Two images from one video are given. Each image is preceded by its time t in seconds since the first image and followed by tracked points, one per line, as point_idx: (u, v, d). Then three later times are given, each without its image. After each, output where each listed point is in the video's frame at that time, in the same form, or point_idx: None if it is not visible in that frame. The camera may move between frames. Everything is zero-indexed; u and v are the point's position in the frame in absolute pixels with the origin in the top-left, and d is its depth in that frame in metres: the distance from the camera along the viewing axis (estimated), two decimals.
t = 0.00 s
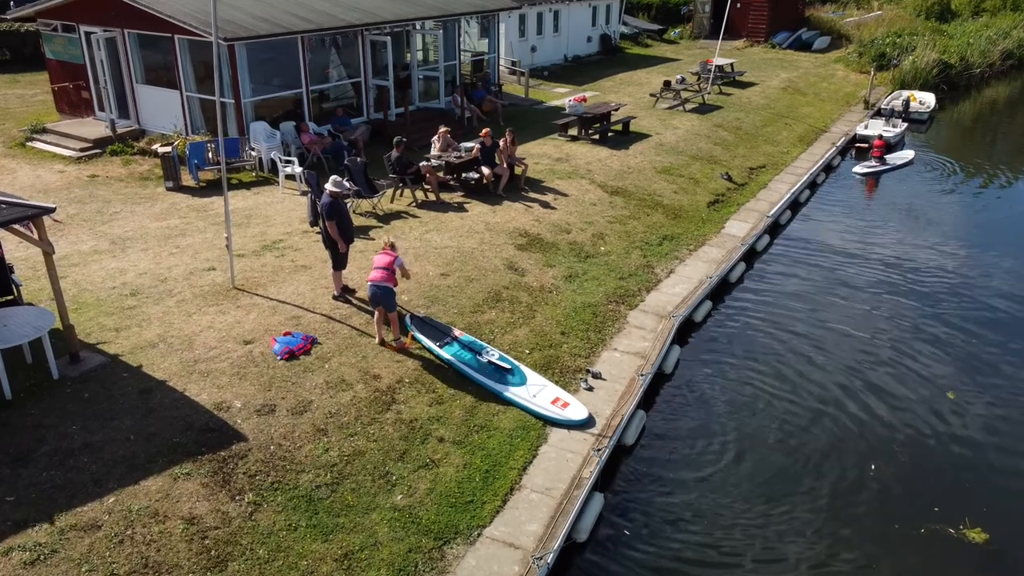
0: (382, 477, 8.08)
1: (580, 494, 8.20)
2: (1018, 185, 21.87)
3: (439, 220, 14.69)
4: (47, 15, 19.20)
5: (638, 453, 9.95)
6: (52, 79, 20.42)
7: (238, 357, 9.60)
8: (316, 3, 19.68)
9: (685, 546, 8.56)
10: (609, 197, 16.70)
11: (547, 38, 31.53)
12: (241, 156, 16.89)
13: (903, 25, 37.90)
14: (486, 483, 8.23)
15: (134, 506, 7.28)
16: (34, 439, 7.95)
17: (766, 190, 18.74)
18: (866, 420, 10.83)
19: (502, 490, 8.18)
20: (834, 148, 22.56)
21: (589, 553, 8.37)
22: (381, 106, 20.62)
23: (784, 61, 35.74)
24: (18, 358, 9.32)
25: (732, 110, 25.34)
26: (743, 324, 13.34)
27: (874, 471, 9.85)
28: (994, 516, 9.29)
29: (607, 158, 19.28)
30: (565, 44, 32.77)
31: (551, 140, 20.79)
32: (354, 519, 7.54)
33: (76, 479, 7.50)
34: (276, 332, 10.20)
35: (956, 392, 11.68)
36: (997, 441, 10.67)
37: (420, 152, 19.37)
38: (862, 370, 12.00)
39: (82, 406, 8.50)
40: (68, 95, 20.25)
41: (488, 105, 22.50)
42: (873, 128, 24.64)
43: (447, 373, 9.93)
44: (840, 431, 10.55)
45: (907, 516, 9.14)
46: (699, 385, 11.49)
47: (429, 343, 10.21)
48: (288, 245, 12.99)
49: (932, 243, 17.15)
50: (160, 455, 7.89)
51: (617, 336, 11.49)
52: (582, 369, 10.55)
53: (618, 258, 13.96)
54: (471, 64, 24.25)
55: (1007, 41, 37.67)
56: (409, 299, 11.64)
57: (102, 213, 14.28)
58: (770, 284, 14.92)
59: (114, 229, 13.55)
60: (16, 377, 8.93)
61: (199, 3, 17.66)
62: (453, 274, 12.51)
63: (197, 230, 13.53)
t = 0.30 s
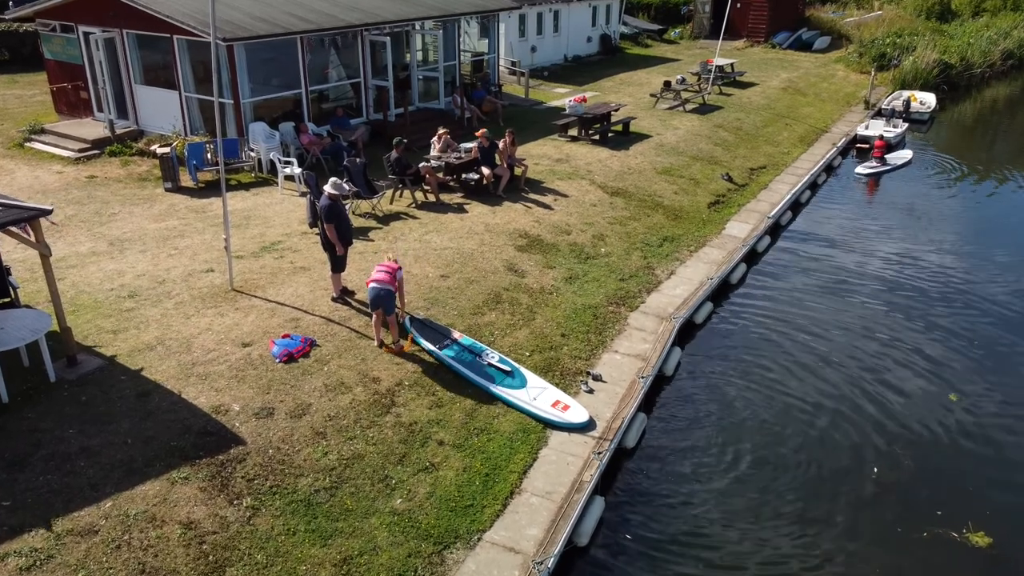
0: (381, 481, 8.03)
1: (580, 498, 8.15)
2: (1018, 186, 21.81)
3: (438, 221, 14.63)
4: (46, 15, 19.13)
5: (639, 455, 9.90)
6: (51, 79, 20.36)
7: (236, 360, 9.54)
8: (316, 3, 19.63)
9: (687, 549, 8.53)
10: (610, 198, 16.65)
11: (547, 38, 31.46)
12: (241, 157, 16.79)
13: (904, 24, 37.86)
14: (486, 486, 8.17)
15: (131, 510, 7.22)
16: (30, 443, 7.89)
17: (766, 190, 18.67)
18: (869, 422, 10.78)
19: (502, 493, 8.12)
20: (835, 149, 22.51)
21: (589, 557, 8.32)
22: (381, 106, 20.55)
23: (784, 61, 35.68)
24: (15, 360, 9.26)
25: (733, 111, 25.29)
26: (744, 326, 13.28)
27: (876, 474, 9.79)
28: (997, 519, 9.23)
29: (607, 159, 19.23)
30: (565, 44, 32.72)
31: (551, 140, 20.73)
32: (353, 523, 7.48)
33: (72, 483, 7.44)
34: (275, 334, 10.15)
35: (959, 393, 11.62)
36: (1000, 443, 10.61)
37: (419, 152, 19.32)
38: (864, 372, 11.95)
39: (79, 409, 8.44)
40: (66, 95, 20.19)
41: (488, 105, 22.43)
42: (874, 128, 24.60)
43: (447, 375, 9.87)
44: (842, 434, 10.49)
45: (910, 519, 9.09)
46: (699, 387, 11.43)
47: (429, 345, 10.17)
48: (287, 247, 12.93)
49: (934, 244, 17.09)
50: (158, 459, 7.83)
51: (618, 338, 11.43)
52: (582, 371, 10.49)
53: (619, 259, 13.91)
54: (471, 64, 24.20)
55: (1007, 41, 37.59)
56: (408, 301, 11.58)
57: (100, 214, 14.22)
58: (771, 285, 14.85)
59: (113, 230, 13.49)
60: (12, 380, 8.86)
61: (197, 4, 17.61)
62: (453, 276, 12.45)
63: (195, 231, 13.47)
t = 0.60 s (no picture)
0: (381, 486, 7.98)
1: (581, 502, 8.10)
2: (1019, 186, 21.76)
3: (438, 223, 14.58)
4: (45, 16, 19.08)
5: (640, 459, 9.85)
6: (50, 81, 20.31)
7: (235, 364, 9.49)
8: (315, 4, 19.59)
9: (689, 554, 8.47)
10: (610, 200, 16.60)
11: (547, 39, 31.41)
12: (240, 159, 16.85)
13: (904, 25, 37.83)
14: (486, 491, 8.12)
15: (129, 516, 7.17)
16: (28, 448, 7.85)
17: (767, 192, 18.61)
18: (872, 425, 10.73)
19: (502, 498, 8.07)
20: (836, 150, 22.46)
21: (591, 563, 8.27)
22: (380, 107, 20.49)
23: (784, 61, 35.64)
24: (13, 364, 9.21)
25: (733, 111, 25.23)
26: (744, 328, 13.21)
27: (879, 478, 9.73)
28: (1001, 523, 9.16)
29: (607, 160, 19.18)
30: (565, 44, 32.66)
31: (551, 142, 20.68)
32: (353, 529, 7.43)
33: (70, 489, 7.39)
34: (274, 338, 10.10)
35: (962, 396, 11.55)
36: (1003, 446, 10.53)
37: (419, 154, 19.26)
38: (867, 374, 11.89)
39: (77, 414, 8.39)
40: (65, 96, 20.13)
41: (488, 106, 22.37)
42: (874, 129, 24.55)
43: (448, 379, 9.82)
44: (844, 437, 10.45)
45: (913, 522, 9.03)
46: (700, 390, 11.38)
47: (430, 349, 10.11)
48: (286, 249, 12.88)
49: (935, 245, 17.02)
50: (157, 464, 7.79)
51: (619, 341, 11.38)
52: (583, 374, 10.44)
53: (619, 261, 13.86)
54: (471, 65, 24.15)
55: (1008, 41, 37.52)
56: (408, 303, 11.53)
57: (99, 216, 14.18)
58: (772, 287, 14.78)
59: (112, 232, 13.44)
60: (10, 384, 8.81)
61: (197, 5, 17.57)
62: (453, 278, 12.40)
63: (195, 233, 13.42)
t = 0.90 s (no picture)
0: (382, 491, 7.94)
1: (583, 508, 8.07)
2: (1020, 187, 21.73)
3: (439, 225, 14.55)
4: (44, 18, 19.05)
5: (641, 463, 9.82)
6: (49, 82, 20.28)
7: (235, 368, 9.45)
8: (315, 6, 19.56)
9: (690, 559, 8.44)
10: (611, 202, 16.57)
11: (547, 40, 31.36)
12: (241, 161, 16.89)
13: (905, 25, 37.82)
14: (487, 496, 8.09)
15: (129, 522, 7.14)
16: (27, 454, 7.81)
17: (768, 194, 18.57)
18: (874, 429, 10.69)
19: (503, 503, 8.04)
20: (836, 151, 22.43)
21: (592, 568, 8.23)
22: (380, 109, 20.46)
23: (785, 62, 35.62)
24: (12, 368, 9.18)
25: (734, 113, 25.19)
26: (745, 331, 13.17)
27: (881, 482, 9.70)
28: (1004, 528, 9.12)
29: (608, 162, 19.14)
30: (565, 45, 32.63)
31: (552, 143, 20.65)
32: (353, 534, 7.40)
33: (69, 495, 7.36)
34: (274, 341, 10.06)
35: (963, 400, 11.51)
36: (1005, 451, 10.50)
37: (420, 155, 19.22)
38: (868, 376, 11.87)
39: (77, 419, 8.35)
40: (64, 98, 20.10)
41: (488, 107, 22.32)
42: (875, 131, 24.53)
43: (448, 383, 9.78)
44: (846, 441, 10.41)
45: (916, 527, 8.99)
46: (701, 393, 11.34)
47: (431, 353, 10.08)
48: (286, 252, 12.85)
49: (936, 247, 16.98)
50: (156, 470, 7.75)
51: (620, 344, 11.35)
52: (584, 378, 10.41)
53: (620, 264, 13.83)
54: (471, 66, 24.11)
55: (1008, 42, 37.47)
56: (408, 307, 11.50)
57: (98, 218, 14.14)
58: (772, 290, 14.75)
59: (111, 235, 13.40)
60: (9, 389, 8.78)
61: (197, 7, 17.54)
62: (453, 281, 12.37)
63: (194, 236, 13.39)
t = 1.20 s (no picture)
0: (382, 495, 7.93)
1: (584, 512, 8.04)
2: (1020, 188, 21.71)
3: (439, 227, 14.53)
4: (44, 19, 19.02)
5: (642, 467, 9.81)
6: (49, 83, 20.25)
7: (235, 371, 9.43)
8: (315, 7, 19.54)
9: (691, 564, 8.41)
10: (611, 203, 16.55)
11: (547, 40, 31.36)
12: (241, 162, 16.86)
13: (905, 26, 37.82)
14: (488, 500, 8.07)
15: (129, 527, 7.12)
16: (26, 458, 7.79)
17: (768, 195, 18.55)
18: (875, 431, 10.66)
19: (504, 507, 8.03)
20: (837, 152, 22.42)
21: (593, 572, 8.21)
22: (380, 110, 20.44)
23: (785, 63, 35.62)
24: (12, 372, 9.16)
25: (734, 114, 25.17)
26: (745, 333, 13.15)
27: (883, 485, 9.67)
28: (1005, 532, 9.09)
29: (608, 163, 19.12)
30: (565, 45, 32.61)
31: (552, 145, 20.62)
32: (353, 539, 7.37)
33: (69, 500, 7.34)
34: (274, 345, 10.04)
35: (964, 402, 11.47)
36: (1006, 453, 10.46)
37: (420, 157, 19.20)
38: (869, 379, 11.84)
39: (77, 424, 8.33)
40: (64, 99, 20.07)
41: (489, 108, 22.30)
42: (875, 131, 24.51)
43: (449, 386, 9.76)
44: (847, 443, 10.38)
45: (917, 531, 8.97)
46: (702, 396, 11.31)
47: (432, 356, 10.06)
48: (287, 254, 12.83)
49: (936, 248, 16.95)
50: (156, 475, 7.73)
51: (620, 347, 11.33)
52: (585, 381, 10.39)
53: (620, 266, 13.81)
54: (472, 67, 24.07)
55: (1008, 43, 37.47)
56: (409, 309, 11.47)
57: (98, 220, 14.12)
58: (773, 291, 14.72)
59: (111, 237, 13.38)
60: (8, 393, 8.76)
61: (196, 8, 17.52)
62: (454, 283, 12.35)
63: (194, 238, 13.37)
